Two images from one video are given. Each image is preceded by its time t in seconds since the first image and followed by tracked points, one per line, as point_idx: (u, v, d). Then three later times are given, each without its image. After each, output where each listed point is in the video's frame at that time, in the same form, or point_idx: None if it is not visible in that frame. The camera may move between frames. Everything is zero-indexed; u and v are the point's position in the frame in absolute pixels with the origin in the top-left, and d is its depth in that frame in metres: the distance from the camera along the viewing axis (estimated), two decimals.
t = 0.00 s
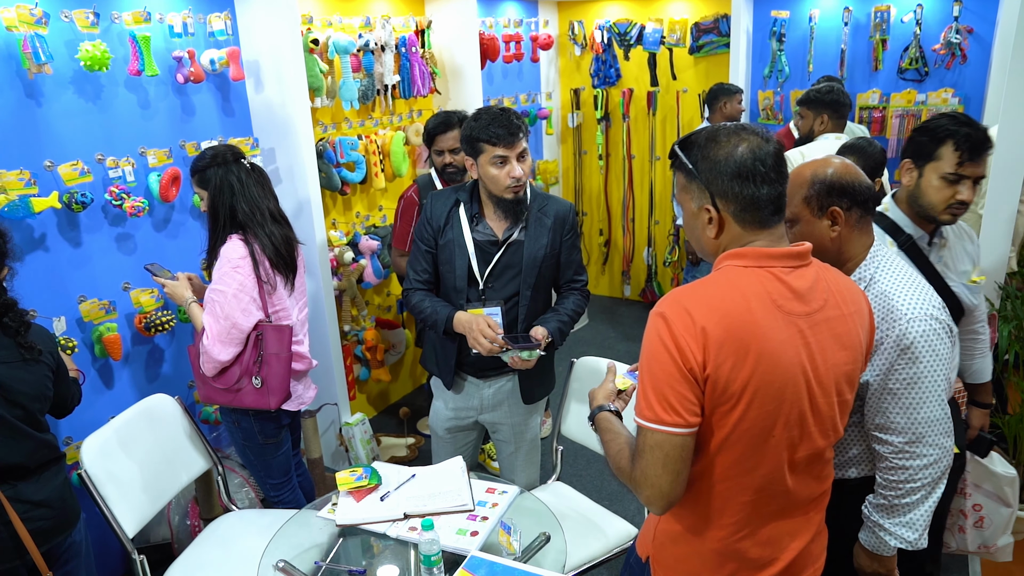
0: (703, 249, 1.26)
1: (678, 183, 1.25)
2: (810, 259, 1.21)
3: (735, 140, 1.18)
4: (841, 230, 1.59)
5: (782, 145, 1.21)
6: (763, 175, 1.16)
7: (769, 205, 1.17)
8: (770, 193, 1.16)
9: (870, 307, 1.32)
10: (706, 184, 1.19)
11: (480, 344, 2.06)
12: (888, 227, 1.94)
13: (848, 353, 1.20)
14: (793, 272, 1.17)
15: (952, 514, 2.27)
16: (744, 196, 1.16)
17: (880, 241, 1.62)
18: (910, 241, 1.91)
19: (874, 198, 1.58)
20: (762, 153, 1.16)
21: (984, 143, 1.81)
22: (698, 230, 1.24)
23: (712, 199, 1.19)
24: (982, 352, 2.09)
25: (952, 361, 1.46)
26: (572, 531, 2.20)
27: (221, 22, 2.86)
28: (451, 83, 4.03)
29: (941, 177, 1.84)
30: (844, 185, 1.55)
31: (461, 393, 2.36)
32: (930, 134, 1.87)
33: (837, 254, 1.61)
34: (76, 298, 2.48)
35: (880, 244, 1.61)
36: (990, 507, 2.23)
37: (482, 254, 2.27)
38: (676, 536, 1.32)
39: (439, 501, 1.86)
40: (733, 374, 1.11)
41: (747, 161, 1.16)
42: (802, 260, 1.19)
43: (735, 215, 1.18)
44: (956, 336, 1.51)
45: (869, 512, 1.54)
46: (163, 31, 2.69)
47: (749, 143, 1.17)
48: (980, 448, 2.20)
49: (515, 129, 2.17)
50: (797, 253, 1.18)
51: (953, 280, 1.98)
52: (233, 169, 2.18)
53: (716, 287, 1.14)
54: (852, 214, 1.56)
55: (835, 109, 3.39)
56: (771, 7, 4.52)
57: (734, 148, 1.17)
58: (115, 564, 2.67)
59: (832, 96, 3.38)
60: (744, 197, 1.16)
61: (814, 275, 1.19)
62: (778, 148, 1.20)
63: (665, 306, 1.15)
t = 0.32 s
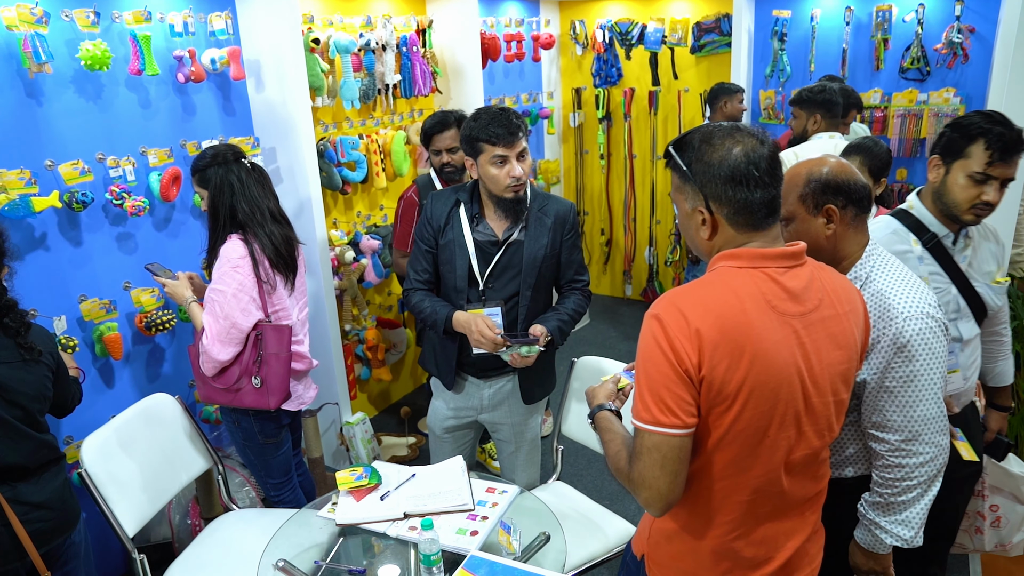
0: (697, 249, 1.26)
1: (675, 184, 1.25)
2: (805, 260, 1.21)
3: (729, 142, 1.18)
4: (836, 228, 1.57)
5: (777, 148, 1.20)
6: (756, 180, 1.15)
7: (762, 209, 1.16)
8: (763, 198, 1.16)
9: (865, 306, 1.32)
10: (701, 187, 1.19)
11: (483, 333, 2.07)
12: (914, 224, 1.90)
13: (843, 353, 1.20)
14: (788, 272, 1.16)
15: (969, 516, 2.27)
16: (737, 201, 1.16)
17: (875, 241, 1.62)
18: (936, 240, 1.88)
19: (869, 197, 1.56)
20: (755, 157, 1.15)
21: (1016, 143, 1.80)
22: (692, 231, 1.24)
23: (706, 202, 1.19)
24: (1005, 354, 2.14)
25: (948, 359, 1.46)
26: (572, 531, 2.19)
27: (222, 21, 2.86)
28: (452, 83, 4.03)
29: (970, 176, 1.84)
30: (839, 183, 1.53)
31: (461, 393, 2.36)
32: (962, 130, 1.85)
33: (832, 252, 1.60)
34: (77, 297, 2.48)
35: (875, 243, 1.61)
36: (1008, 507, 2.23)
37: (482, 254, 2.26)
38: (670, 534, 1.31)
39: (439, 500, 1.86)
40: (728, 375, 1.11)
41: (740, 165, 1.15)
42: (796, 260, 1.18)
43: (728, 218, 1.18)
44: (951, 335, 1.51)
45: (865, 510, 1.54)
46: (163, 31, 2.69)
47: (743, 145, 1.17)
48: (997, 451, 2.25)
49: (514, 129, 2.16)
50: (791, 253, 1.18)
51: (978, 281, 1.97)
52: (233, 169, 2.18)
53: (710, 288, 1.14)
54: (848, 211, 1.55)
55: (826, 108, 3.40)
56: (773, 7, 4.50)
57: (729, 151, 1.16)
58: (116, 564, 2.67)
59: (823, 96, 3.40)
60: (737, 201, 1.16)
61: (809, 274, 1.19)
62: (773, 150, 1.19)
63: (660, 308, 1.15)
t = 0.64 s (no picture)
0: (689, 245, 1.26)
1: (667, 180, 1.25)
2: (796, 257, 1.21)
3: (723, 139, 1.18)
4: (830, 228, 1.56)
5: (771, 147, 1.20)
6: (750, 176, 1.15)
7: (755, 206, 1.16)
8: (757, 195, 1.16)
9: (859, 304, 1.32)
10: (694, 183, 1.19)
11: (484, 335, 2.06)
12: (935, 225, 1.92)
13: (835, 352, 1.20)
14: (779, 272, 1.16)
15: (985, 519, 2.23)
16: (730, 197, 1.15)
17: (868, 239, 1.62)
18: (957, 239, 1.90)
19: (862, 196, 1.55)
20: (749, 154, 1.15)
21: None
22: (684, 227, 1.24)
23: (699, 198, 1.19)
24: None
25: (941, 356, 1.46)
26: (572, 531, 2.19)
27: (223, 21, 2.85)
28: (453, 82, 4.03)
29: (993, 176, 1.83)
30: (832, 184, 1.51)
31: (461, 393, 2.36)
32: (989, 129, 1.84)
33: (826, 252, 1.59)
34: (78, 297, 2.48)
35: (868, 242, 1.61)
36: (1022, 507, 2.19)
37: (482, 254, 2.26)
38: (665, 532, 1.32)
39: (440, 500, 1.86)
40: (720, 376, 1.11)
41: (734, 162, 1.15)
42: (788, 259, 1.18)
43: (721, 215, 1.17)
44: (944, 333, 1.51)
45: (860, 508, 1.53)
46: (164, 30, 2.69)
47: (737, 142, 1.17)
48: (1015, 458, 2.10)
49: (514, 128, 2.16)
50: (783, 252, 1.17)
51: (998, 281, 1.95)
52: (233, 168, 2.18)
53: (701, 288, 1.13)
54: (841, 211, 1.54)
55: (817, 107, 3.40)
56: (774, 6, 4.49)
57: (723, 148, 1.16)
58: (116, 563, 2.67)
59: (814, 96, 3.40)
60: (730, 197, 1.16)
61: (800, 273, 1.19)
62: (767, 148, 1.19)
63: (651, 309, 1.15)
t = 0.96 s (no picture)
0: (681, 242, 1.26)
1: (659, 176, 1.25)
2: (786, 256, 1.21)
3: (715, 137, 1.18)
4: (822, 229, 1.56)
5: (763, 146, 1.19)
6: (741, 174, 1.15)
7: (746, 205, 1.16)
8: (748, 193, 1.15)
9: (851, 302, 1.32)
10: (685, 179, 1.19)
11: (484, 335, 2.06)
12: (952, 225, 1.87)
13: (825, 350, 1.19)
14: (768, 270, 1.16)
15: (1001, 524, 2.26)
16: (721, 195, 1.15)
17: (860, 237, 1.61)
18: (975, 240, 1.85)
19: (852, 196, 1.55)
20: (741, 152, 1.15)
21: None
22: (676, 224, 1.24)
23: (690, 195, 1.19)
24: None
25: (933, 352, 1.47)
26: (571, 531, 2.18)
27: (224, 20, 2.85)
28: (454, 82, 4.03)
29: (1013, 178, 1.78)
30: (822, 184, 1.51)
31: (461, 393, 2.36)
32: (1014, 129, 1.77)
33: (820, 253, 1.59)
34: (78, 296, 2.48)
35: (861, 240, 1.61)
36: None
37: (482, 254, 2.26)
38: (658, 529, 1.32)
39: (441, 499, 1.86)
40: (709, 374, 1.11)
41: (725, 159, 1.15)
42: (777, 258, 1.18)
43: (713, 213, 1.17)
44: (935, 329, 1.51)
45: (852, 505, 1.53)
46: (165, 29, 2.69)
47: (729, 140, 1.17)
48: None
49: (512, 128, 2.15)
50: (773, 251, 1.17)
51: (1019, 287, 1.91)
52: (233, 168, 2.18)
53: (690, 287, 1.13)
54: (832, 211, 1.54)
55: (809, 107, 3.47)
56: (776, 6, 4.49)
57: (715, 145, 1.16)
58: (117, 562, 2.68)
59: (805, 96, 3.48)
60: (721, 195, 1.15)
61: (790, 271, 1.19)
62: (759, 147, 1.19)
63: (641, 308, 1.15)
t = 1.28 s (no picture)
0: (671, 242, 1.26)
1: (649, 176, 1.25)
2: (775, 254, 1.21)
3: (705, 135, 1.17)
4: (812, 230, 1.56)
5: (753, 144, 1.20)
6: (730, 172, 1.15)
7: (735, 204, 1.16)
8: (737, 191, 1.15)
9: (841, 300, 1.32)
10: (675, 178, 1.18)
11: (483, 335, 2.06)
12: (970, 228, 1.79)
13: (815, 348, 1.19)
14: (756, 269, 1.16)
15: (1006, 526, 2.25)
16: (710, 193, 1.15)
17: (852, 236, 1.61)
18: (992, 244, 1.77)
19: (842, 194, 1.55)
20: (731, 150, 1.15)
21: None
22: (666, 222, 1.24)
23: (680, 193, 1.19)
24: None
25: (924, 349, 1.47)
26: (572, 531, 2.18)
27: (224, 19, 2.85)
28: (455, 82, 4.02)
29: None
30: (810, 185, 1.51)
31: (461, 393, 2.36)
32: None
33: (812, 254, 1.60)
34: (78, 295, 2.48)
35: (853, 239, 1.61)
36: None
37: (482, 253, 2.26)
38: (650, 528, 1.31)
39: (441, 499, 1.86)
40: (696, 374, 1.11)
41: (715, 158, 1.15)
42: (766, 256, 1.18)
43: (702, 211, 1.17)
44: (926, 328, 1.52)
45: (844, 501, 1.54)
46: (165, 29, 2.69)
47: (719, 138, 1.17)
48: None
49: (511, 128, 2.15)
50: (762, 250, 1.17)
51: None
52: (233, 168, 2.18)
53: (678, 287, 1.13)
54: (821, 211, 1.54)
55: (800, 107, 3.47)
56: (777, 6, 4.49)
57: (705, 144, 1.16)
58: (117, 561, 2.68)
59: (794, 96, 3.47)
60: (711, 193, 1.15)
61: (779, 270, 1.18)
62: (749, 146, 1.19)
63: (629, 308, 1.15)
